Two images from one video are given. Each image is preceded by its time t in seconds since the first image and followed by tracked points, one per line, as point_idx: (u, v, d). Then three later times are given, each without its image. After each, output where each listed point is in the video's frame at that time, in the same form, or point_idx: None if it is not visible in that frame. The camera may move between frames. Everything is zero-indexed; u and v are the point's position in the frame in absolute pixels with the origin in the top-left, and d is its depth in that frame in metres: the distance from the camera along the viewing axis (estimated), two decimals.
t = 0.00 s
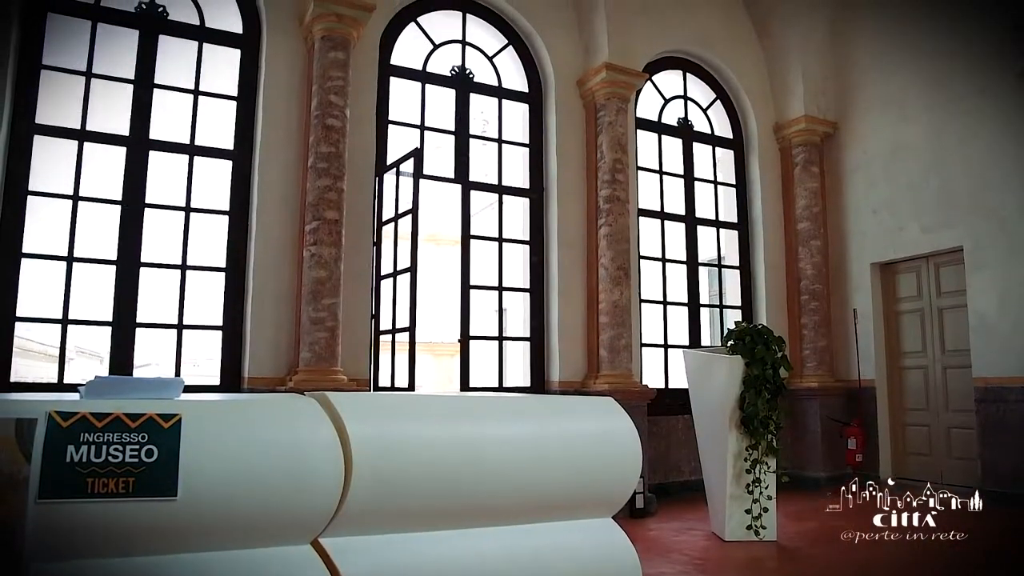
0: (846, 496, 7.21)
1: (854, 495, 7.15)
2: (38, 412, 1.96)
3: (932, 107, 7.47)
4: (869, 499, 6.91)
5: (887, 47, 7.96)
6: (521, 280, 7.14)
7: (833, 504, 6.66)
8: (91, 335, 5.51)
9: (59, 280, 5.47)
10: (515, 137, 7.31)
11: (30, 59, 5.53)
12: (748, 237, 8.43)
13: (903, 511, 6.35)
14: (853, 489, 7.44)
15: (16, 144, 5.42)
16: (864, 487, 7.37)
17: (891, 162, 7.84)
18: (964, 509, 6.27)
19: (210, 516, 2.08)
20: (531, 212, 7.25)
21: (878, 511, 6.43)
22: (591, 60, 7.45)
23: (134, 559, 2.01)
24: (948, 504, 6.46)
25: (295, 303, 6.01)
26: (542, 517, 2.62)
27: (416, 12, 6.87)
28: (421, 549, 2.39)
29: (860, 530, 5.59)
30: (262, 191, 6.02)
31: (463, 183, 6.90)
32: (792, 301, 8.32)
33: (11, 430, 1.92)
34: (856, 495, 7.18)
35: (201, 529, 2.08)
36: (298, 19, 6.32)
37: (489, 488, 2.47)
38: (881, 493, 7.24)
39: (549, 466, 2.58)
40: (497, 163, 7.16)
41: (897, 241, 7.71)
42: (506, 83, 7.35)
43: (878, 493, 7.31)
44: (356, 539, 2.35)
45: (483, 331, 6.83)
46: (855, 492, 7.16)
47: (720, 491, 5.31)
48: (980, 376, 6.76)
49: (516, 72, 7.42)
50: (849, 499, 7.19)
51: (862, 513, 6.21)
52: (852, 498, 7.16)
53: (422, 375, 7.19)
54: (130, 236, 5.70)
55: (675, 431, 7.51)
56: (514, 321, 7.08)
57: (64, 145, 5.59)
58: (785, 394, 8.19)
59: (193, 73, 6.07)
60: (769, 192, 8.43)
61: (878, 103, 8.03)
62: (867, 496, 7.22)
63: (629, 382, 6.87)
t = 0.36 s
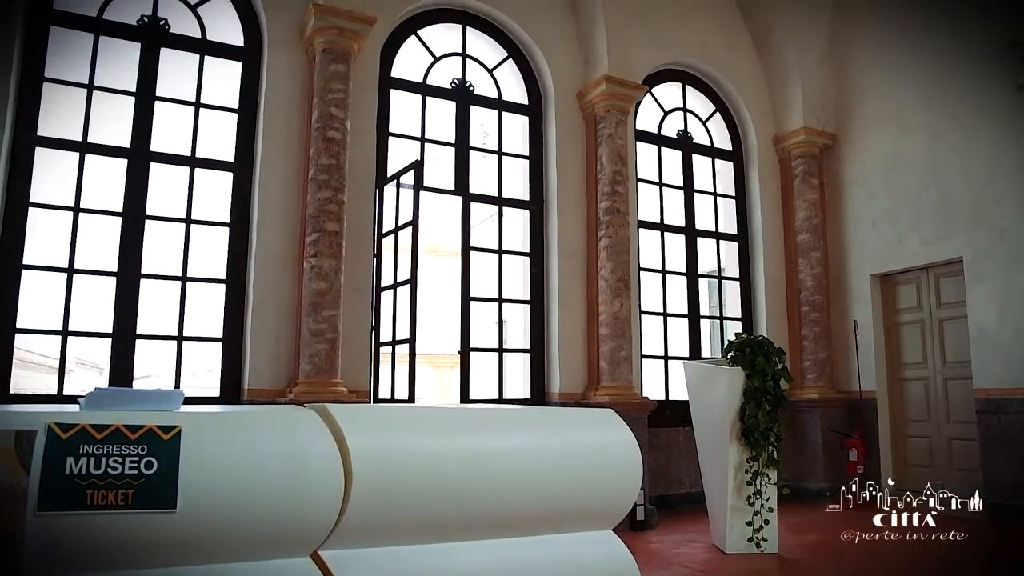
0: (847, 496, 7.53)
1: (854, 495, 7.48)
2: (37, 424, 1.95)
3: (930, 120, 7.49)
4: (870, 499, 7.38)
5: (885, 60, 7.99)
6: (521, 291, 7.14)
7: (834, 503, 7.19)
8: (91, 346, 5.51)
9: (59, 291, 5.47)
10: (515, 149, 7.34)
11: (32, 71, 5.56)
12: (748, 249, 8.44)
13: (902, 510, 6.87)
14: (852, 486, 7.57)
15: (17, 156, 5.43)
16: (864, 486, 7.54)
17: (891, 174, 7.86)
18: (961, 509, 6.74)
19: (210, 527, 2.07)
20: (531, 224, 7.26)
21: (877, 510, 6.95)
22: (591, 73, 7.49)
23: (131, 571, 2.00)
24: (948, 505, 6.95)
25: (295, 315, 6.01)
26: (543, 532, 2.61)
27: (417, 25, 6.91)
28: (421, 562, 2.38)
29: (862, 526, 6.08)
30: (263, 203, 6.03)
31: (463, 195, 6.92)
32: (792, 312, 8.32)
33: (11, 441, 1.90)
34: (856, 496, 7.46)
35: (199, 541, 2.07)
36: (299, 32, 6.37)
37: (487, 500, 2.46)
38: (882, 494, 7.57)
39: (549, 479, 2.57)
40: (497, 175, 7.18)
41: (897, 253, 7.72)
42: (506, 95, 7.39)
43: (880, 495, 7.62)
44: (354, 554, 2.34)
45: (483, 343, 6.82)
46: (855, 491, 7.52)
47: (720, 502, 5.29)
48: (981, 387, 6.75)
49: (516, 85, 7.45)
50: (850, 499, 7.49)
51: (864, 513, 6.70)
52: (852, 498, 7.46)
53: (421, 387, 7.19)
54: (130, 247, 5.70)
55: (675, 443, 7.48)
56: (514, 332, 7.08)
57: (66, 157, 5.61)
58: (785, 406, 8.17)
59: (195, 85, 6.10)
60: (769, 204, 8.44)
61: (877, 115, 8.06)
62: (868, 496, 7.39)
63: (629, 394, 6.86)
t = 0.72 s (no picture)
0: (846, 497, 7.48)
1: (855, 495, 7.33)
2: (37, 436, 1.95)
3: (929, 132, 7.52)
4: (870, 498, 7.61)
5: (883, 72, 8.02)
6: (522, 303, 7.14)
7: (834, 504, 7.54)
8: (91, 358, 5.51)
9: (59, 303, 5.48)
10: (515, 162, 7.36)
11: (36, 84, 5.59)
12: (748, 261, 8.45)
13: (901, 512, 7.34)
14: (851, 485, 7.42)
15: (19, 168, 5.45)
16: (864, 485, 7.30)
17: (890, 186, 7.88)
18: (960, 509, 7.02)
19: (210, 539, 2.06)
20: (531, 236, 7.28)
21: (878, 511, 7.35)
22: (592, 86, 7.53)
23: None
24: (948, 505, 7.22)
25: (295, 327, 6.00)
26: (543, 545, 2.60)
27: (418, 38, 6.95)
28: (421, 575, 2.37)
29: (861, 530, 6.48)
30: (263, 215, 6.04)
31: (464, 207, 6.93)
32: (792, 324, 8.31)
33: (11, 453, 1.89)
34: (856, 496, 7.33)
35: (199, 554, 2.06)
36: (300, 44, 6.41)
37: (485, 513, 2.45)
38: (882, 494, 7.57)
39: (550, 492, 2.56)
40: (497, 188, 7.19)
41: (897, 265, 7.72)
42: (506, 108, 7.42)
43: (880, 496, 7.60)
44: (354, 566, 2.34)
45: (483, 355, 6.80)
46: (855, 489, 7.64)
47: (721, 516, 5.26)
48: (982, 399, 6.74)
49: (516, 98, 7.48)
50: (849, 500, 7.48)
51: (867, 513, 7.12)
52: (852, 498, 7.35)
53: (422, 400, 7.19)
54: (131, 259, 5.71)
55: (675, 455, 7.45)
56: (515, 344, 7.07)
57: (68, 170, 5.62)
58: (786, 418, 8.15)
59: (196, 98, 6.13)
60: (768, 216, 8.46)
61: (875, 127, 8.09)
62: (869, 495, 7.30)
63: (629, 406, 6.84)
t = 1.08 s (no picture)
0: (846, 497, 7.73)
1: (855, 496, 7.74)
2: (35, 449, 1.94)
3: (928, 146, 7.54)
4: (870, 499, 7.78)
5: (881, 86, 8.06)
6: (522, 317, 7.14)
7: (833, 504, 7.71)
8: (91, 371, 5.50)
9: (58, 315, 5.47)
10: (516, 175, 7.39)
11: (38, 98, 5.62)
12: (748, 274, 8.46)
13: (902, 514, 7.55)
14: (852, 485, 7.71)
15: (21, 182, 5.47)
16: (864, 485, 7.68)
17: (890, 199, 7.90)
18: (961, 510, 7.05)
19: (211, 551, 2.06)
20: (531, 249, 7.29)
21: (878, 513, 7.68)
22: (592, 100, 7.56)
23: None
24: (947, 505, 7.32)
25: (295, 339, 6.01)
26: (543, 560, 2.58)
27: (418, 53, 6.99)
28: None
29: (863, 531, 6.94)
30: (264, 228, 6.05)
31: (464, 220, 6.94)
32: (792, 336, 8.31)
33: (10, 466, 1.90)
34: (857, 497, 7.71)
35: (197, 568, 2.05)
36: (301, 58, 6.45)
37: (486, 528, 2.43)
38: (882, 494, 7.72)
39: (551, 507, 2.54)
40: (497, 202, 7.21)
41: (897, 278, 7.72)
42: (506, 121, 7.45)
43: (880, 496, 7.74)
44: None
45: (483, 368, 6.78)
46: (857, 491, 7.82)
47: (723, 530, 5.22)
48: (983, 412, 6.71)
49: (516, 111, 7.52)
50: (849, 500, 7.72)
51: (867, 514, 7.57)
52: (852, 499, 7.72)
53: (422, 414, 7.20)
54: (131, 272, 5.71)
55: (677, 468, 7.43)
56: (515, 358, 7.06)
57: (70, 182, 5.64)
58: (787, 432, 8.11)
59: (197, 112, 6.17)
60: (768, 229, 8.47)
61: (874, 141, 8.12)
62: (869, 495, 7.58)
63: (630, 420, 6.82)
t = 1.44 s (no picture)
0: (846, 496, 7.76)
1: (854, 495, 7.74)
2: (36, 463, 2.02)
3: (925, 160, 7.58)
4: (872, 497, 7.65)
5: (879, 101, 8.11)
6: (522, 330, 7.13)
7: (833, 503, 7.72)
8: (90, 384, 5.49)
9: (58, 328, 5.47)
10: (516, 188, 7.40)
11: (40, 112, 5.65)
12: (748, 287, 8.46)
13: (902, 514, 7.49)
14: (852, 486, 7.75)
15: (22, 195, 5.48)
16: (865, 485, 7.69)
17: (889, 212, 7.92)
18: (961, 511, 7.03)
19: (211, 561, 2.10)
20: (532, 262, 7.29)
21: (878, 514, 7.61)
22: (592, 114, 7.60)
23: None
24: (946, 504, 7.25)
25: (296, 351, 6.00)
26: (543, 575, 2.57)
27: (419, 67, 7.03)
28: None
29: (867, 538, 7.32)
30: (264, 240, 6.06)
31: (464, 233, 6.95)
32: (793, 349, 8.30)
33: (10, 479, 1.98)
34: (856, 497, 7.69)
35: None
36: (303, 71, 6.49)
37: (484, 542, 2.43)
38: (882, 494, 7.67)
39: (550, 522, 2.54)
40: (497, 215, 7.22)
41: (897, 290, 7.73)
42: (506, 135, 7.49)
43: (880, 496, 7.68)
44: None
45: (483, 381, 6.76)
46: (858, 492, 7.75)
47: (724, 545, 5.20)
48: (985, 424, 6.68)
49: (516, 125, 7.55)
50: (849, 500, 7.74)
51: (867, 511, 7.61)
52: (852, 499, 7.72)
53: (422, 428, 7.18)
54: (131, 284, 5.71)
55: (678, 481, 7.40)
56: (515, 371, 7.06)
57: (71, 196, 5.65)
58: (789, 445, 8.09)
59: (198, 126, 6.20)
60: (768, 242, 8.48)
61: (872, 154, 8.16)
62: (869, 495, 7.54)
63: (630, 433, 6.80)
